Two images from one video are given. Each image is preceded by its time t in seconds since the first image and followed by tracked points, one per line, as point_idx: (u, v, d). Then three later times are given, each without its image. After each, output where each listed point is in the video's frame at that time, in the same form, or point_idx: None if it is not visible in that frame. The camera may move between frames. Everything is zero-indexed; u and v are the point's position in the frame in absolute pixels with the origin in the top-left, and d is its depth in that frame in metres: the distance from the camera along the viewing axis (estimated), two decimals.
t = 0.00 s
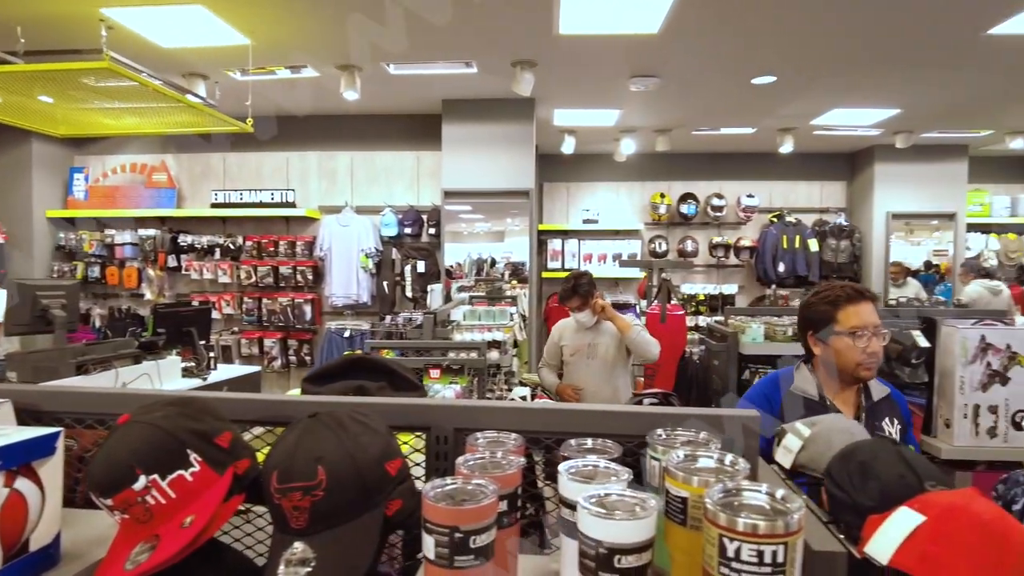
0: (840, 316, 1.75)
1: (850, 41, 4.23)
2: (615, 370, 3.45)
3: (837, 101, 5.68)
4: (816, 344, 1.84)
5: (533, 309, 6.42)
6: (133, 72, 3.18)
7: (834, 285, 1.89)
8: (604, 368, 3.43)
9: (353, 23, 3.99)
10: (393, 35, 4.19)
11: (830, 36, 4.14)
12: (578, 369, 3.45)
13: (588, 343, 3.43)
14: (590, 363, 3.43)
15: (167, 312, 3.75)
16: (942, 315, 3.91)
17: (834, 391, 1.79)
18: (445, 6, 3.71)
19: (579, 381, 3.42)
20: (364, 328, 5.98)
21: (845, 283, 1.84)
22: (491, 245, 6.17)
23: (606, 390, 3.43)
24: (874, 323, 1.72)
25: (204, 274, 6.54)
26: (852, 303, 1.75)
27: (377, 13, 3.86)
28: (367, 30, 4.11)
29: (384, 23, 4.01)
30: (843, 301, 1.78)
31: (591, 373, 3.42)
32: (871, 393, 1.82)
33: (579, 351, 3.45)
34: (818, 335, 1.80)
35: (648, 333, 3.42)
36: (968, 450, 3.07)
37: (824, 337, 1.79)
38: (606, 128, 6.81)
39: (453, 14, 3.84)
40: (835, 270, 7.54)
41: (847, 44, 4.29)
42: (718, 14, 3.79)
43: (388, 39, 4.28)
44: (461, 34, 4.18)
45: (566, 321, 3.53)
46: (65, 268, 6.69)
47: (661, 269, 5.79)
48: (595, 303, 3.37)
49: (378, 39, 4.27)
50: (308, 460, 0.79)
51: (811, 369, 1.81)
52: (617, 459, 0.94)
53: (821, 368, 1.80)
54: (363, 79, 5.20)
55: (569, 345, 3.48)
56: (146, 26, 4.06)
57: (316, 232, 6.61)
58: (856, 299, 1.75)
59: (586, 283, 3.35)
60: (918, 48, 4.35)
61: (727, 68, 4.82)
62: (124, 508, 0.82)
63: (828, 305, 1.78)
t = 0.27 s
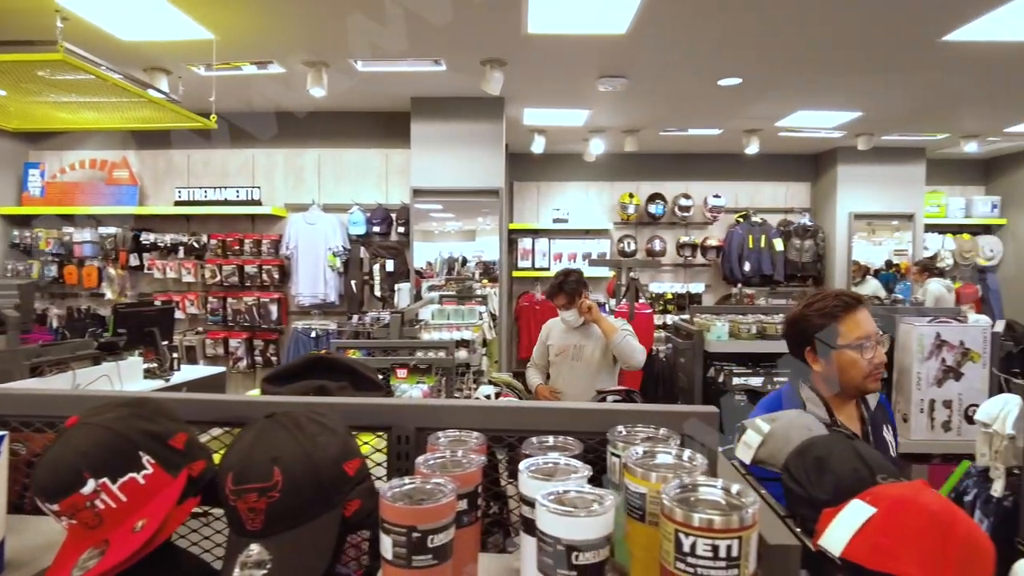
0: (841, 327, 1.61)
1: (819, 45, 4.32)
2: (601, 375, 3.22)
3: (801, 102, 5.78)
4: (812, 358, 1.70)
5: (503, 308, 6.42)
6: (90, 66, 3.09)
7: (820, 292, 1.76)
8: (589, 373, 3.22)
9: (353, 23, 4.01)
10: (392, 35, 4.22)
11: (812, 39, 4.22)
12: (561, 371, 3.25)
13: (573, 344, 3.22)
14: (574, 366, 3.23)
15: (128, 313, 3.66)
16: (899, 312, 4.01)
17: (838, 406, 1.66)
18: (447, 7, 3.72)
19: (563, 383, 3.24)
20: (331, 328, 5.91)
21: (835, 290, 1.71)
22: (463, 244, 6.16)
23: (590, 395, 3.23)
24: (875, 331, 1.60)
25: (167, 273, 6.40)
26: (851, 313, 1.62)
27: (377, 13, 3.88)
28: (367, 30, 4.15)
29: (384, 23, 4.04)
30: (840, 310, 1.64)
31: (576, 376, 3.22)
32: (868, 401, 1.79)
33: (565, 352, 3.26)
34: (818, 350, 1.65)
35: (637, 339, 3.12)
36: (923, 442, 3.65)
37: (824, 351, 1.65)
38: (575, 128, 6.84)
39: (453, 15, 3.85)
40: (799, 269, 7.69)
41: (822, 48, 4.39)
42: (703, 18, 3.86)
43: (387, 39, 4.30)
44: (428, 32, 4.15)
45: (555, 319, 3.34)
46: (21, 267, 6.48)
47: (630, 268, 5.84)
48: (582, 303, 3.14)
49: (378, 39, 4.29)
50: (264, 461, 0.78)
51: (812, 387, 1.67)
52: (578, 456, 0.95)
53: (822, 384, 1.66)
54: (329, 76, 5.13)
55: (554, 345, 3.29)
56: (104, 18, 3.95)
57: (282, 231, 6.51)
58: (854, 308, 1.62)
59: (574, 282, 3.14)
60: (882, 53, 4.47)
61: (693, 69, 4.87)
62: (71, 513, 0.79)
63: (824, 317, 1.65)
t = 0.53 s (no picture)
0: (853, 331, 1.36)
1: (788, 47, 4.40)
2: (577, 378, 3.20)
3: (766, 104, 5.89)
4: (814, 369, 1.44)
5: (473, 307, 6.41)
6: (47, 59, 3.00)
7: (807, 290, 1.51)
8: (565, 375, 3.19)
9: (353, 23, 4.03)
10: (393, 35, 4.23)
11: (811, 39, 4.24)
12: (538, 372, 3.23)
13: (551, 345, 3.20)
14: (551, 366, 3.21)
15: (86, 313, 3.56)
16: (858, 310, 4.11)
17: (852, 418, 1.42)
18: (451, 6, 3.73)
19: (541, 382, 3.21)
20: (298, 327, 5.84)
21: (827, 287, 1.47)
22: (433, 243, 6.12)
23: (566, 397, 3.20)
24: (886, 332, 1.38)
25: (128, 272, 6.25)
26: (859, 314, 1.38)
27: (379, 13, 3.88)
28: (366, 30, 4.16)
29: (384, 23, 4.05)
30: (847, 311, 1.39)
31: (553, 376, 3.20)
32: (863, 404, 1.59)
33: (543, 353, 3.23)
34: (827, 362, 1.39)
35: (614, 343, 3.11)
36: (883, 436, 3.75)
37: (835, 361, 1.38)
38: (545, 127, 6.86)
39: (453, 15, 3.86)
40: (764, 268, 7.84)
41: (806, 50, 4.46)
42: (688, 20, 3.92)
43: (387, 39, 4.32)
44: (396, 29, 4.12)
45: (535, 319, 3.32)
46: None
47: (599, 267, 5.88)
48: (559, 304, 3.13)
49: (377, 39, 4.30)
50: (218, 463, 0.77)
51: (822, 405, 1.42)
52: (538, 453, 0.95)
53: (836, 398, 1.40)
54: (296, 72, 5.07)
55: (532, 345, 3.27)
56: (59, 9, 3.84)
57: (248, 229, 6.40)
58: (862, 306, 1.38)
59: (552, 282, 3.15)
60: (844, 57, 4.58)
61: (660, 70, 4.93)
62: (14, 520, 0.76)
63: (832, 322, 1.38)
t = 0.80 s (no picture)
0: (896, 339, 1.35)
1: (757, 51, 4.49)
2: (547, 376, 3.18)
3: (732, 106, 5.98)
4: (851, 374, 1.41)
5: (444, 306, 6.40)
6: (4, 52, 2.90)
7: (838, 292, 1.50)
8: (536, 373, 3.17)
9: (354, 21, 4.02)
10: (396, 34, 4.22)
11: (809, 40, 4.26)
12: (509, 373, 3.19)
13: (520, 345, 3.18)
14: (521, 366, 3.18)
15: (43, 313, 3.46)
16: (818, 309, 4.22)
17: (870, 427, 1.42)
18: (445, 6, 3.74)
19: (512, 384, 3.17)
20: (265, 328, 5.76)
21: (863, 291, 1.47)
22: (404, 242, 6.09)
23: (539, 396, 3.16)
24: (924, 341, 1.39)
25: (89, 272, 6.08)
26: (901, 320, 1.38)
27: (393, 14, 3.88)
28: (367, 29, 4.15)
29: (384, 23, 4.04)
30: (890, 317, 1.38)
31: (524, 376, 3.16)
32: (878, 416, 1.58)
33: (511, 354, 3.20)
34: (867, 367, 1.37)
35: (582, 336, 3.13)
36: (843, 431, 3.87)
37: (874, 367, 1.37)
38: (515, 127, 6.87)
39: (453, 14, 3.87)
40: (730, 267, 7.97)
41: (801, 53, 4.53)
42: (664, 23, 3.96)
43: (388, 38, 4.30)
44: (363, 27, 4.09)
45: (501, 321, 3.31)
46: None
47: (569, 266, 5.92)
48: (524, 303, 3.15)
49: (377, 39, 4.30)
50: (174, 465, 0.76)
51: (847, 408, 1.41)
52: (498, 452, 0.96)
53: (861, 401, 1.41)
54: (262, 68, 4.99)
55: (501, 347, 3.23)
56: None
57: (213, 228, 6.30)
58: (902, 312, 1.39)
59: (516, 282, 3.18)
60: (807, 60, 4.69)
61: (628, 72, 4.97)
62: None
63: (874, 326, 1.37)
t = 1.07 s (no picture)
0: (949, 354, 1.28)
1: (740, 53, 4.55)
2: (514, 373, 3.19)
3: (699, 108, 6.08)
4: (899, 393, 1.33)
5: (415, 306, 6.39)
6: None
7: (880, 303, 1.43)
8: (503, 371, 3.18)
9: (354, 21, 4.02)
10: (393, 35, 4.22)
11: (807, 42, 4.30)
12: (476, 373, 3.18)
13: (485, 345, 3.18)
14: (488, 366, 3.18)
15: None
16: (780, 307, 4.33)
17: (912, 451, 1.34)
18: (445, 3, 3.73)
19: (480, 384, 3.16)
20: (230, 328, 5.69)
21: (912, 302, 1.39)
22: (376, 241, 6.04)
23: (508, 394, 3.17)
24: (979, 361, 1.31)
25: (46, 273, 5.89)
26: (954, 335, 1.30)
27: (384, 14, 3.88)
28: (367, 30, 4.14)
29: (384, 23, 4.03)
30: (944, 332, 1.31)
31: (492, 375, 3.16)
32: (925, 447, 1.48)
33: (476, 355, 3.20)
34: (918, 384, 1.30)
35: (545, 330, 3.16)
36: (805, 428, 3.96)
37: (925, 385, 1.30)
38: (484, 127, 6.88)
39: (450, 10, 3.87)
40: (697, 267, 8.09)
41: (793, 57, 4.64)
42: (632, 25, 4.01)
43: (388, 39, 4.30)
44: (331, 25, 4.06)
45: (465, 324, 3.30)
46: None
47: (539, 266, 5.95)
48: (485, 302, 3.16)
49: (379, 40, 4.30)
50: (125, 466, 0.76)
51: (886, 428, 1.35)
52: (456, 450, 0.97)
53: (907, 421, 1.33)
54: (226, 65, 4.91)
55: (465, 348, 3.22)
56: None
57: (177, 227, 6.18)
58: (957, 328, 1.31)
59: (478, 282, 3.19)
60: (770, 64, 4.78)
61: (596, 73, 5.02)
62: None
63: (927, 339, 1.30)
